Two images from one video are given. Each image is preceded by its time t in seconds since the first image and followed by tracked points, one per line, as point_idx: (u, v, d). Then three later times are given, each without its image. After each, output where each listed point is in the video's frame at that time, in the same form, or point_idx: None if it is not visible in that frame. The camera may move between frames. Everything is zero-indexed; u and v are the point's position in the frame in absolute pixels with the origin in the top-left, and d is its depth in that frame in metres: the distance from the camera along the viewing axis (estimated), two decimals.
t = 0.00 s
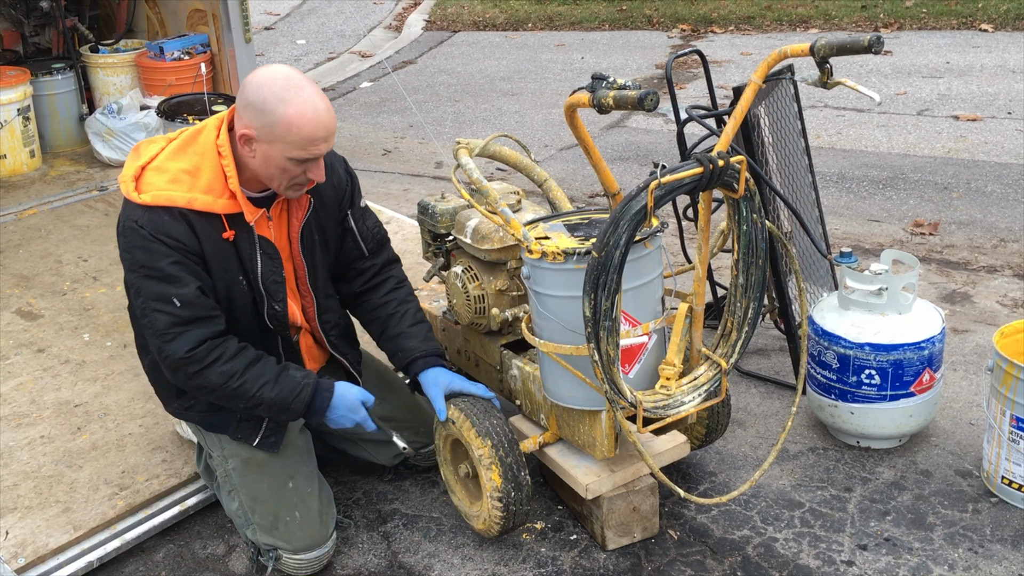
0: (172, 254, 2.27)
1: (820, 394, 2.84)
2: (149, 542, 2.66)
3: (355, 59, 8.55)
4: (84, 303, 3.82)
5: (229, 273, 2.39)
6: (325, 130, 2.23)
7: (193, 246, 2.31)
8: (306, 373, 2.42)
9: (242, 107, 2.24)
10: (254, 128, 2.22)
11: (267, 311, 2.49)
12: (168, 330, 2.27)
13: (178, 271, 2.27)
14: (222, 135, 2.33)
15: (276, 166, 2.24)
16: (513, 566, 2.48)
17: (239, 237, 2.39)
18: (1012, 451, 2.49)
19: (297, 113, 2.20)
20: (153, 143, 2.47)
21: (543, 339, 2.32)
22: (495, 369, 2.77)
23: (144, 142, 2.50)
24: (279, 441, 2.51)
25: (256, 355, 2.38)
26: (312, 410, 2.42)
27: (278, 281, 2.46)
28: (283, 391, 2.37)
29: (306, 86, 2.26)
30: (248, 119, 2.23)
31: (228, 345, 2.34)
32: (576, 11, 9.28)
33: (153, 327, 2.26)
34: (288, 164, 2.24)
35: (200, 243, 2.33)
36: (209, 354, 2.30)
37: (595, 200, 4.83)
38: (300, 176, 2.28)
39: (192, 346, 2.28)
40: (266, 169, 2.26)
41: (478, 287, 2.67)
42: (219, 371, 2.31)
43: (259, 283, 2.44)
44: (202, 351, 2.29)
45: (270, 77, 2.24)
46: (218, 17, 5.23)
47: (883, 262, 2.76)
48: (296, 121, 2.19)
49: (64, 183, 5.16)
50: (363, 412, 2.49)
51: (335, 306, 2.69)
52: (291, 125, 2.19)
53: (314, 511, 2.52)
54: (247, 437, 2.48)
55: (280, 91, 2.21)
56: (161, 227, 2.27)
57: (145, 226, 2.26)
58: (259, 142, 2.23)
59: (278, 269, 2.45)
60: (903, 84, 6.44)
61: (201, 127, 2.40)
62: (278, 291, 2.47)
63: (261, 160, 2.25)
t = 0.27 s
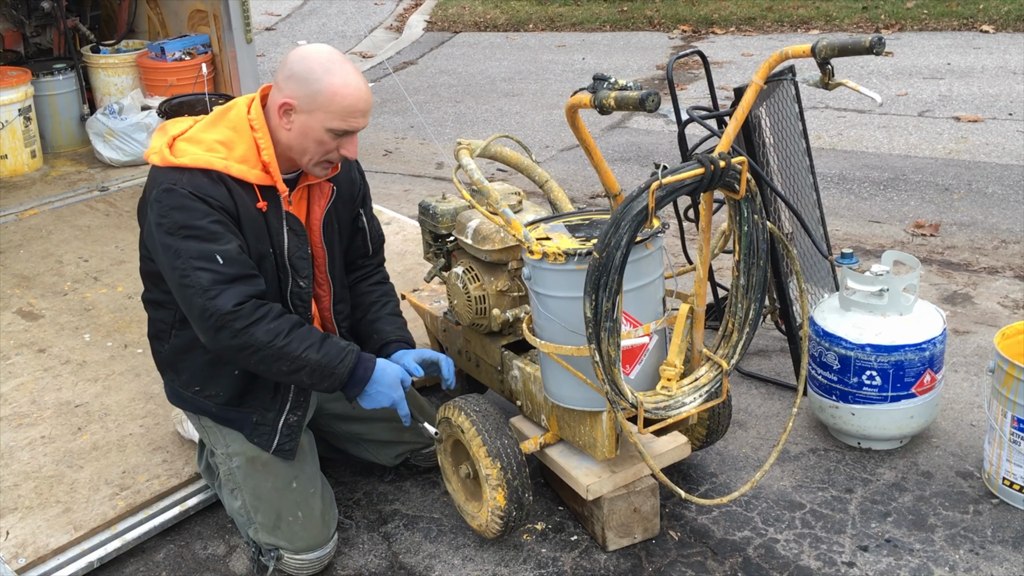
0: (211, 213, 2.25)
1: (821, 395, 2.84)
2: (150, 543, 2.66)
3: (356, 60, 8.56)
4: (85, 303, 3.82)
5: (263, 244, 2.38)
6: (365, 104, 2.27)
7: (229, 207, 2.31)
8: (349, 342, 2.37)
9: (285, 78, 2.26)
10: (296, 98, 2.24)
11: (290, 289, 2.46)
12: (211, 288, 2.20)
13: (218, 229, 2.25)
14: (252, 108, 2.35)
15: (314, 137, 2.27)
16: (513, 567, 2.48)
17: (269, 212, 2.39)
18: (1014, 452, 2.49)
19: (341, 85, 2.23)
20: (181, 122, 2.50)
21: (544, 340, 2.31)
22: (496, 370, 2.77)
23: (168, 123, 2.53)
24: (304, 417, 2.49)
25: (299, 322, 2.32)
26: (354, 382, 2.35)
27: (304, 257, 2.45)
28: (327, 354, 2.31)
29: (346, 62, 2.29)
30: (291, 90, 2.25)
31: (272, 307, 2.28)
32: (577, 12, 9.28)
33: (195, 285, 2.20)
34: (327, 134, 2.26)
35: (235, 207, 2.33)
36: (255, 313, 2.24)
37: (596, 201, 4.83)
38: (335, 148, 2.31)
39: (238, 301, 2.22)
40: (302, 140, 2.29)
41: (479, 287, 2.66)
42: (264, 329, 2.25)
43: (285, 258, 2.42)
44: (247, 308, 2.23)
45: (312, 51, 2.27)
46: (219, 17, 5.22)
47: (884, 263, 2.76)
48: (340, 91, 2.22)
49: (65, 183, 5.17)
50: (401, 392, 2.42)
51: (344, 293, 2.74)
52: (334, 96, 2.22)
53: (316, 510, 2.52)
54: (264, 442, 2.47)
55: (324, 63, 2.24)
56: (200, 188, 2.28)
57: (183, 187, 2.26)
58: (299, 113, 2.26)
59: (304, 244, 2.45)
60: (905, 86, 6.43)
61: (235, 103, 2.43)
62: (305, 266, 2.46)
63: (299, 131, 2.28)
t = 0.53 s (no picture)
0: (235, 234, 2.27)
1: (820, 396, 2.84)
2: (149, 544, 2.66)
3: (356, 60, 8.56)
4: (84, 304, 3.82)
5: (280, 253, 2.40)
6: (385, 112, 2.30)
7: (251, 225, 2.32)
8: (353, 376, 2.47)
9: (309, 80, 2.30)
10: (318, 100, 2.27)
11: (304, 295, 2.48)
12: (237, 308, 2.26)
13: (243, 250, 2.28)
14: (269, 119, 2.34)
15: (332, 140, 2.29)
16: (513, 568, 2.48)
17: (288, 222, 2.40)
18: (1013, 453, 2.49)
19: (363, 92, 2.26)
20: (192, 130, 2.48)
21: (542, 341, 2.31)
22: (495, 371, 2.76)
23: (178, 130, 2.49)
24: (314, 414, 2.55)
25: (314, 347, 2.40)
26: (354, 408, 2.47)
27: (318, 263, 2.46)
28: (334, 386, 2.40)
29: (368, 72, 2.33)
30: (313, 92, 2.29)
31: (292, 333, 2.35)
32: (576, 13, 9.29)
33: (220, 305, 2.24)
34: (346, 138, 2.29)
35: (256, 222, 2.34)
36: (276, 339, 2.31)
37: (596, 202, 4.83)
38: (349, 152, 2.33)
39: (264, 325, 2.29)
40: (320, 143, 2.31)
41: (478, 289, 2.66)
42: (282, 356, 2.32)
43: (301, 265, 2.44)
44: (272, 334, 2.30)
45: (339, 59, 2.31)
46: (219, 18, 5.22)
47: (883, 264, 2.76)
48: (363, 97, 2.26)
49: (65, 184, 5.16)
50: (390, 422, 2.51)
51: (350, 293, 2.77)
52: (356, 101, 2.25)
53: (317, 510, 2.52)
54: (275, 433, 2.49)
55: (348, 69, 2.28)
56: (225, 208, 2.28)
57: (209, 208, 2.26)
58: (320, 115, 2.28)
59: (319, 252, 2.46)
60: (904, 86, 6.43)
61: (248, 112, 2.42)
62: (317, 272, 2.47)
63: (317, 133, 2.30)
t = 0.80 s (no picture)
0: (215, 209, 2.27)
1: (820, 397, 2.84)
2: (148, 546, 2.66)
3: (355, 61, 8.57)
4: (83, 306, 3.81)
5: (267, 238, 2.40)
6: (347, 64, 2.33)
7: (235, 204, 2.32)
8: (326, 358, 2.41)
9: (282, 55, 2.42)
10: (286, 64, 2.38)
11: (298, 281, 2.46)
12: (204, 287, 2.24)
13: (220, 229, 2.27)
14: (267, 104, 2.41)
15: (295, 95, 2.34)
16: (513, 569, 2.48)
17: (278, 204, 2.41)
18: (1012, 453, 2.49)
19: (319, 42, 2.32)
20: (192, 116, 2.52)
21: (541, 342, 2.31)
22: (495, 372, 2.76)
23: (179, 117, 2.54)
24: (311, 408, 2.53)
25: (282, 331, 2.35)
26: (327, 393, 2.40)
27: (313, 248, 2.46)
28: (303, 367, 2.34)
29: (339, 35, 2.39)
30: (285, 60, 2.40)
31: (258, 314, 2.31)
32: (575, 13, 9.29)
33: (189, 281, 2.24)
34: (309, 92, 2.32)
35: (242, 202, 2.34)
36: (241, 319, 2.27)
37: (595, 203, 4.83)
38: (313, 105, 2.34)
39: (228, 305, 2.26)
40: (288, 103, 2.36)
41: (478, 290, 2.66)
42: (246, 336, 2.28)
43: (294, 250, 2.43)
44: (236, 314, 2.27)
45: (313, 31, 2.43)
46: (218, 20, 5.21)
47: (883, 264, 2.76)
48: (319, 49, 2.31)
49: (63, 186, 5.16)
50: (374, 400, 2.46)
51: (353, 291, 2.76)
52: (315, 53, 2.31)
53: (316, 512, 2.51)
54: (273, 433, 2.49)
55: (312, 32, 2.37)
56: (209, 182, 2.29)
57: (193, 180, 2.28)
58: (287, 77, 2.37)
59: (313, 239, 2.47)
60: (904, 86, 6.44)
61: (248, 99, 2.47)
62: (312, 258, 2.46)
63: (286, 94, 2.37)
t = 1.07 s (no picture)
0: (192, 188, 2.28)
1: (820, 397, 2.84)
2: (149, 548, 2.66)
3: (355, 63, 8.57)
4: (83, 308, 3.81)
5: (249, 223, 2.40)
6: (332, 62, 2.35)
7: (217, 184, 2.34)
8: (292, 300, 2.32)
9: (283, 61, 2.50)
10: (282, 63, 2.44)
11: (285, 267, 2.46)
12: (166, 261, 2.21)
13: (190, 203, 2.26)
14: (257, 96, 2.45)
15: (286, 90, 2.38)
16: (513, 571, 2.48)
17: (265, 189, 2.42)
18: (1013, 454, 2.49)
19: (312, 41, 2.38)
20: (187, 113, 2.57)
21: (542, 343, 2.31)
22: (495, 374, 2.76)
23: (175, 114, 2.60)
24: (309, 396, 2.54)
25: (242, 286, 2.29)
26: (298, 340, 2.32)
27: (300, 236, 2.46)
28: (270, 314, 2.28)
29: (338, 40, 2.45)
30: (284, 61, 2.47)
31: (216, 276, 2.26)
32: (575, 14, 9.29)
33: (151, 257, 2.21)
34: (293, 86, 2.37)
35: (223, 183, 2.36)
36: (199, 282, 2.23)
37: (595, 204, 4.83)
38: (301, 100, 2.36)
39: (183, 274, 2.21)
40: (279, 97, 2.40)
41: (478, 291, 2.66)
42: (206, 298, 2.23)
43: (281, 238, 2.44)
44: (192, 279, 2.22)
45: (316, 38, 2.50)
46: (218, 21, 5.21)
47: (883, 265, 2.76)
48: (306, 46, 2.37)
49: (64, 188, 5.16)
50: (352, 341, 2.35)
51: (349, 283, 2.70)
52: (301, 50, 2.37)
53: (316, 514, 2.51)
54: (270, 424, 2.52)
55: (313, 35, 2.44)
56: (189, 161, 2.31)
57: (175, 158, 2.31)
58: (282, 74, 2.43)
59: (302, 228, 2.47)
60: (904, 87, 6.43)
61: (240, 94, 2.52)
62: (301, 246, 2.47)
63: (278, 90, 2.41)
